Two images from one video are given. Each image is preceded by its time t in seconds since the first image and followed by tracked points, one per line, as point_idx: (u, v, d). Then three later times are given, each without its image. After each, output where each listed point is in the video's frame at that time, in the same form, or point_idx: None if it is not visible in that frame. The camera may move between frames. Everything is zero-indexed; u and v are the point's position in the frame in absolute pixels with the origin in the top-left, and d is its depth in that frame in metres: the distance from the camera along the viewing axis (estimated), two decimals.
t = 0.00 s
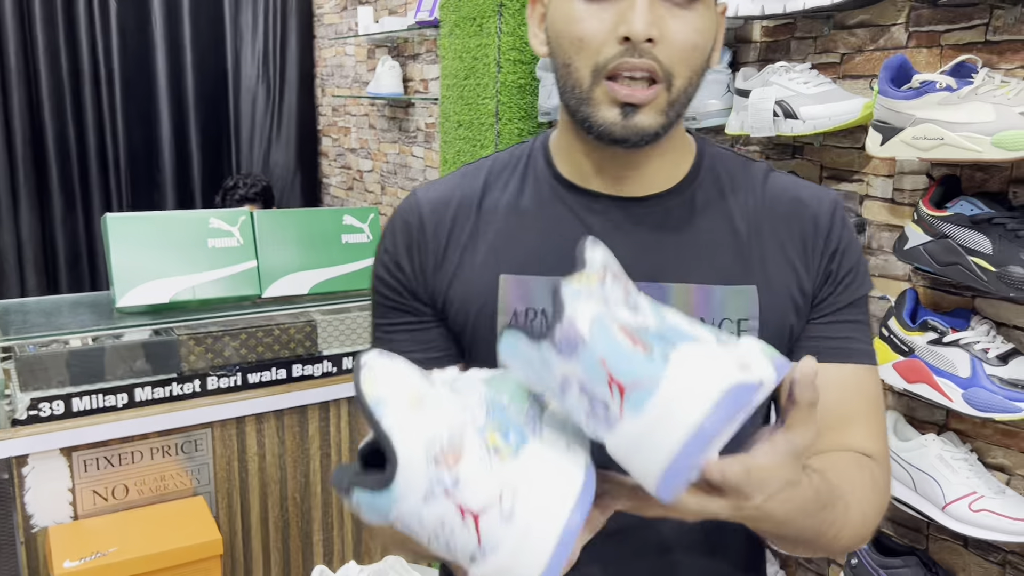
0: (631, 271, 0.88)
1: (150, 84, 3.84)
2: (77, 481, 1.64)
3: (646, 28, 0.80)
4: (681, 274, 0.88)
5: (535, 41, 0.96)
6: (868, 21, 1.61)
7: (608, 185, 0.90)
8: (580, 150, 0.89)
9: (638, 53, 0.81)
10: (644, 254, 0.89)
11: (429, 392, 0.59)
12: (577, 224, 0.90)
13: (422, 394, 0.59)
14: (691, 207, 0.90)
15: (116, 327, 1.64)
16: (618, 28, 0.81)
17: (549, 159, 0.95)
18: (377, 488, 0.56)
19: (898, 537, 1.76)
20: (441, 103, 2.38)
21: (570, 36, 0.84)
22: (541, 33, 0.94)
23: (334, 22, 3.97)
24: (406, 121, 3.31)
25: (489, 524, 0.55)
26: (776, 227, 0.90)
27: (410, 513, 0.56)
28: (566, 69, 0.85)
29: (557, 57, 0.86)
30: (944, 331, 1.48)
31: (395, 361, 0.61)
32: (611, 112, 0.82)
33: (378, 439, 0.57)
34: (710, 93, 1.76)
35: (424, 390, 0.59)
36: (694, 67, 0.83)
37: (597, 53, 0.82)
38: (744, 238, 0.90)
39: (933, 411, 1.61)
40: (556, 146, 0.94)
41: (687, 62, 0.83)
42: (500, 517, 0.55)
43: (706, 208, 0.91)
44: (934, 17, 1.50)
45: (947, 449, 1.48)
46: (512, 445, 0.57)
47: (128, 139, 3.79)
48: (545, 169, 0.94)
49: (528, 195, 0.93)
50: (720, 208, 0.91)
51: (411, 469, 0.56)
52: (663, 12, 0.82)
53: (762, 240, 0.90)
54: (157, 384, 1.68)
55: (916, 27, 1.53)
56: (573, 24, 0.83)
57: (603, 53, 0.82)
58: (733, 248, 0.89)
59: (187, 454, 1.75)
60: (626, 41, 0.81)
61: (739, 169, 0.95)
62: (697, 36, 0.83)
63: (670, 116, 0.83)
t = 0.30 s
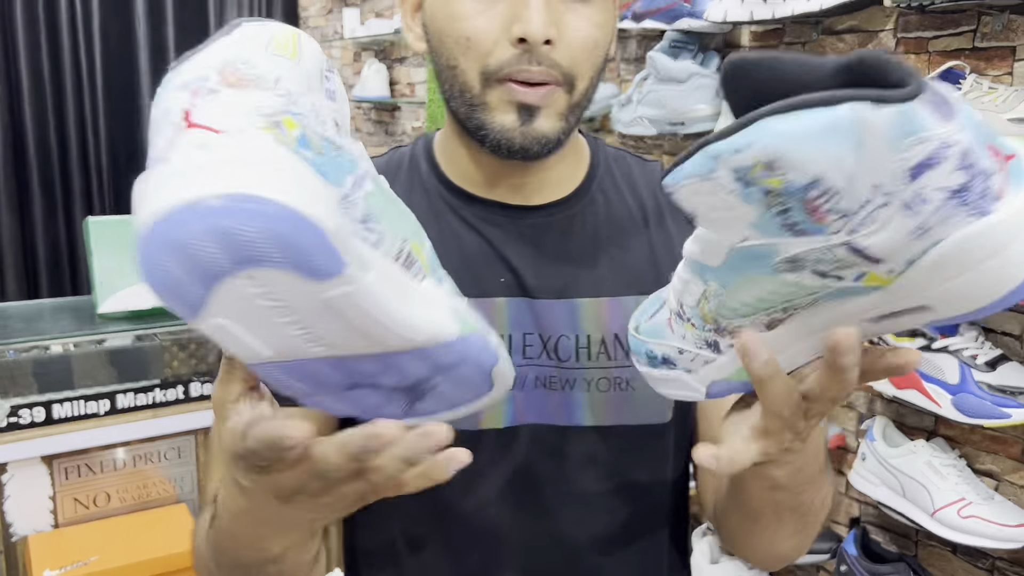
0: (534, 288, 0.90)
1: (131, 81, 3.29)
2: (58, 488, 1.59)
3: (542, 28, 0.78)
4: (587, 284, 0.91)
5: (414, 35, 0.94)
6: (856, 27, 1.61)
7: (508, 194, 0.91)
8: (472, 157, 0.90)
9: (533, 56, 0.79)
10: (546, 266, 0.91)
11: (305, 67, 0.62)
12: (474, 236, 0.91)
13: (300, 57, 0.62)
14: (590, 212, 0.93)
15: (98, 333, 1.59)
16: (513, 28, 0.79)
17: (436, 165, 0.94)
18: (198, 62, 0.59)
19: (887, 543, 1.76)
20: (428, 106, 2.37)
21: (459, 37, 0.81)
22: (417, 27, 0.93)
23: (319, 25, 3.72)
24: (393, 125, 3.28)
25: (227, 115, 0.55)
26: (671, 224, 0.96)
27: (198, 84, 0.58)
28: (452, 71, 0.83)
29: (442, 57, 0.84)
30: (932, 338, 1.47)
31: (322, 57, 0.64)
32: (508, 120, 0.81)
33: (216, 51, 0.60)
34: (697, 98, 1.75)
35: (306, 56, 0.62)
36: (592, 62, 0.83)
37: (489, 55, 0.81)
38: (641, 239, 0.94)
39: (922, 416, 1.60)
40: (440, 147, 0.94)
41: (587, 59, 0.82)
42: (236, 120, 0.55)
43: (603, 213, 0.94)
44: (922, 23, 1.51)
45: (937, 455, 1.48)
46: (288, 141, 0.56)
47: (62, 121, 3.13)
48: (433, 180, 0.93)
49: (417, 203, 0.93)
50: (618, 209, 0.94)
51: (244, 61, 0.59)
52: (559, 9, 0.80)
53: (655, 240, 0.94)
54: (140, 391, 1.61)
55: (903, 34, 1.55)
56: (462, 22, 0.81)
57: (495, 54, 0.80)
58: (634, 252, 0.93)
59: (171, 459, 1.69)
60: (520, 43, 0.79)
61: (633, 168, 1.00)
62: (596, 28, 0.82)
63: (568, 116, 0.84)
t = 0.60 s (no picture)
0: (498, 326, 0.90)
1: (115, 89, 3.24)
2: (41, 506, 1.46)
3: (500, 71, 0.82)
4: (548, 321, 0.91)
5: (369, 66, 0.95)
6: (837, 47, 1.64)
7: (472, 229, 0.93)
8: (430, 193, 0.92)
9: (493, 98, 0.83)
10: (507, 301, 0.91)
11: (247, 75, 0.64)
12: (438, 274, 0.91)
13: (246, 62, 0.64)
14: (553, 246, 0.94)
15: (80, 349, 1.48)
16: (470, 72, 0.83)
17: (393, 200, 0.95)
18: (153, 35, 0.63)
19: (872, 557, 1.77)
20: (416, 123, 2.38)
21: (418, 81, 0.84)
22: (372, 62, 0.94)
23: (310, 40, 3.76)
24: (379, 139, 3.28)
25: (107, 88, 0.60)
26: (630, 261, 0.98)
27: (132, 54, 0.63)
28: (412, 114, 0.86)
29: (399, 98, 0.87)
30: (914, 352, 1.45)
31: (293, 66, 0.65)
32: (470, 168, 0.87)
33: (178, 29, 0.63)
34: (682, 116, 1.77)
35: (254, 62, 0.64)
36: (554, 93, 0.89)
37: (446, 98, 0.84)
38: (602, 276, 0.95)
39: (905, 431, 1.61)
40: (400, 181, 0.96)
41: (547, 95, 0.88)
42: (106, 98, 0.60)
43: (566, 249, 0.94)
44: (901, 43, 1.54)
45: (920, 468, 1.48)
46: (134, 136, 0.59)
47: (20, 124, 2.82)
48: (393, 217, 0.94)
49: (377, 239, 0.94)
50: (580, 244, 0.96)
51: (181, 46, 0.63)
52: (515, 49, 0.84)
53: (616, 277, 0.96)
54: (124, 407, 1.50)
55: (883, 53, 1.58)
56: (422, 65, 0.84)
57: (453, 96, 0.84)
58: (595, 287, 0.94)
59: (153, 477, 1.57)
60: (478, 87, 0.83)
61: (593, 205, 1.02)
62: (556, 63, 0.88)
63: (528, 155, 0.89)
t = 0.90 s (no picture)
0: (535, 331, 0.90)
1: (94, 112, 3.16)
2: (23, 525, 1.38)
3: (554, 119, 0.79)
4: (589, 329, 0.90)
5: (425, 98, 0.94)
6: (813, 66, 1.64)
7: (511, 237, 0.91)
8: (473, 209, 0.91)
9: (545, 143, 0.80)
10: (554, 312, 0.90)
11: (210, 15, 0.65)
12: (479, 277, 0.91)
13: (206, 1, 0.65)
14: (589, 260, 0.93)
15: (63, 367, 1.40)
16: (524, 115, 0.80)
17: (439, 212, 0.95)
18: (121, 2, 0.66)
19: (850, 570, 1.79)
20: (399, 139, 2.41)
21: (474, 121, 0.82)
22: (428, 94, 0.93)
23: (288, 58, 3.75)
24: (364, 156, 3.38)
25: (84, 53, 0.64)
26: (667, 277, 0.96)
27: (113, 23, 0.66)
28: (466, 149, 0.84)
29: (457, 133, 0.85)
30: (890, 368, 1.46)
31: None
32: (518, 198, 0.83)
33: None
34: (660, 135, 1.80)
35: None
36: (599, 142, 0.85)
37: (502, 140, 0.82)
38: (639, 290, 0.94)
39: (882, 445, 1.63)
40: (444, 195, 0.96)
41: (595, 140, 0.84)
42: (85, 63, 0.64)
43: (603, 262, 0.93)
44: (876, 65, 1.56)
45: (896, 483, 1.49)
46: (116, 93, 0.63)
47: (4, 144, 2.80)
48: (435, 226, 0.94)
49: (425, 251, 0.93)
50: (616, 259, 0.94)
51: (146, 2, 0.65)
52: (570, 97, 0.81)
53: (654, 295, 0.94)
54: (106, 425, 1.41)
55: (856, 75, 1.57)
56: (478, 109, 0.82)
57: (508, 139, 0.81)
58: (633, 303, 0.92)
59: (137, 495, 1.49)
60: (532, 132, 0.80)
61: (628, 227, 1.01)
62: (603, 114, 0.84)
63: (574, 195, 0.85)
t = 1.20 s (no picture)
0: (553, 350, 0.93)
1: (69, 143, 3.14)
2: None
3: (585, 139, 0.80)
4: (602, 353, 0.93)
5: (457, 124, 0.98)
6: (772, 96, 1.76)
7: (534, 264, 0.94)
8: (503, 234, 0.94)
9: (576, 162, 0.82)
10: (571, 336, 0.93)
11: (255, 106, 0.71)
12: (502, 299, 0.94)
13: (252, 94, 0.70)
14: (607, 288, 0.96)
15: (32, 393, 1.26)
16: (556, 135, 0.81)
17: (468, 236, 0.99)
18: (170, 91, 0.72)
19: None
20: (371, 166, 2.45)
21: (506, 140, 0.83)
22: (465, 120, 0.96)
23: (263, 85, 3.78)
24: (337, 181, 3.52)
25: (143, 144, 0.70)
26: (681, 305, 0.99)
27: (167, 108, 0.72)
28: (499, 168, 0.86)
29: (490, 155, 0.87)
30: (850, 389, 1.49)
31: (294, 87, 0.71)
32: (546, 218, 0.85)
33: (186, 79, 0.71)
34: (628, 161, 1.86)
35: (260, 92, 0.70)
36: (623, 167, 0.86)
37: (533, 159, 0.83)
38: (652, 318, 0.96)
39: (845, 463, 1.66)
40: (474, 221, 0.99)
41: (618, 163, 0.85)
42: (145, 154, 0.70)
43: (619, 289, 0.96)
44: (831, 94, 1.65)
45: (858, 501, 1.53)
46: (173, 183, 0.70)
47: None
48: (466, 250, 0.98)
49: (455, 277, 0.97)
50: (635, 289, 0.97)
51: (199, 94, 0.71)
52: (599, 120, 0.82)
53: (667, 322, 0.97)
54: (77, 453, 1.29)
55: (815, 102, 1.68)
56: (510, 128, 0.83)
57: (540, 158, 0.83)
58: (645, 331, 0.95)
59: (108, 524, 1.37)
60: (564, 151, 0.81)
61: (650, 255, 1.03)
62: (629, 138, 0.85)
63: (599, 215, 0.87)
